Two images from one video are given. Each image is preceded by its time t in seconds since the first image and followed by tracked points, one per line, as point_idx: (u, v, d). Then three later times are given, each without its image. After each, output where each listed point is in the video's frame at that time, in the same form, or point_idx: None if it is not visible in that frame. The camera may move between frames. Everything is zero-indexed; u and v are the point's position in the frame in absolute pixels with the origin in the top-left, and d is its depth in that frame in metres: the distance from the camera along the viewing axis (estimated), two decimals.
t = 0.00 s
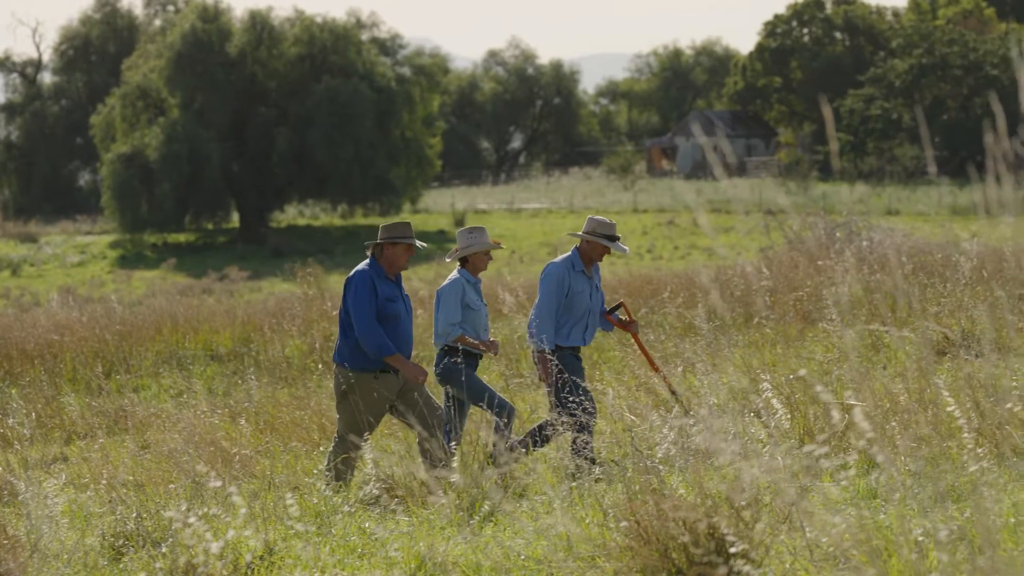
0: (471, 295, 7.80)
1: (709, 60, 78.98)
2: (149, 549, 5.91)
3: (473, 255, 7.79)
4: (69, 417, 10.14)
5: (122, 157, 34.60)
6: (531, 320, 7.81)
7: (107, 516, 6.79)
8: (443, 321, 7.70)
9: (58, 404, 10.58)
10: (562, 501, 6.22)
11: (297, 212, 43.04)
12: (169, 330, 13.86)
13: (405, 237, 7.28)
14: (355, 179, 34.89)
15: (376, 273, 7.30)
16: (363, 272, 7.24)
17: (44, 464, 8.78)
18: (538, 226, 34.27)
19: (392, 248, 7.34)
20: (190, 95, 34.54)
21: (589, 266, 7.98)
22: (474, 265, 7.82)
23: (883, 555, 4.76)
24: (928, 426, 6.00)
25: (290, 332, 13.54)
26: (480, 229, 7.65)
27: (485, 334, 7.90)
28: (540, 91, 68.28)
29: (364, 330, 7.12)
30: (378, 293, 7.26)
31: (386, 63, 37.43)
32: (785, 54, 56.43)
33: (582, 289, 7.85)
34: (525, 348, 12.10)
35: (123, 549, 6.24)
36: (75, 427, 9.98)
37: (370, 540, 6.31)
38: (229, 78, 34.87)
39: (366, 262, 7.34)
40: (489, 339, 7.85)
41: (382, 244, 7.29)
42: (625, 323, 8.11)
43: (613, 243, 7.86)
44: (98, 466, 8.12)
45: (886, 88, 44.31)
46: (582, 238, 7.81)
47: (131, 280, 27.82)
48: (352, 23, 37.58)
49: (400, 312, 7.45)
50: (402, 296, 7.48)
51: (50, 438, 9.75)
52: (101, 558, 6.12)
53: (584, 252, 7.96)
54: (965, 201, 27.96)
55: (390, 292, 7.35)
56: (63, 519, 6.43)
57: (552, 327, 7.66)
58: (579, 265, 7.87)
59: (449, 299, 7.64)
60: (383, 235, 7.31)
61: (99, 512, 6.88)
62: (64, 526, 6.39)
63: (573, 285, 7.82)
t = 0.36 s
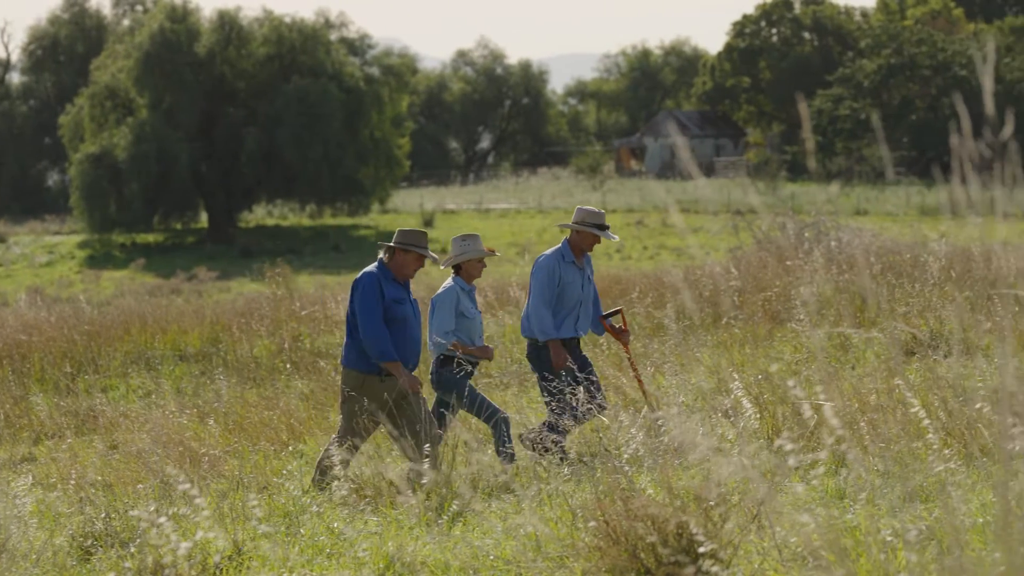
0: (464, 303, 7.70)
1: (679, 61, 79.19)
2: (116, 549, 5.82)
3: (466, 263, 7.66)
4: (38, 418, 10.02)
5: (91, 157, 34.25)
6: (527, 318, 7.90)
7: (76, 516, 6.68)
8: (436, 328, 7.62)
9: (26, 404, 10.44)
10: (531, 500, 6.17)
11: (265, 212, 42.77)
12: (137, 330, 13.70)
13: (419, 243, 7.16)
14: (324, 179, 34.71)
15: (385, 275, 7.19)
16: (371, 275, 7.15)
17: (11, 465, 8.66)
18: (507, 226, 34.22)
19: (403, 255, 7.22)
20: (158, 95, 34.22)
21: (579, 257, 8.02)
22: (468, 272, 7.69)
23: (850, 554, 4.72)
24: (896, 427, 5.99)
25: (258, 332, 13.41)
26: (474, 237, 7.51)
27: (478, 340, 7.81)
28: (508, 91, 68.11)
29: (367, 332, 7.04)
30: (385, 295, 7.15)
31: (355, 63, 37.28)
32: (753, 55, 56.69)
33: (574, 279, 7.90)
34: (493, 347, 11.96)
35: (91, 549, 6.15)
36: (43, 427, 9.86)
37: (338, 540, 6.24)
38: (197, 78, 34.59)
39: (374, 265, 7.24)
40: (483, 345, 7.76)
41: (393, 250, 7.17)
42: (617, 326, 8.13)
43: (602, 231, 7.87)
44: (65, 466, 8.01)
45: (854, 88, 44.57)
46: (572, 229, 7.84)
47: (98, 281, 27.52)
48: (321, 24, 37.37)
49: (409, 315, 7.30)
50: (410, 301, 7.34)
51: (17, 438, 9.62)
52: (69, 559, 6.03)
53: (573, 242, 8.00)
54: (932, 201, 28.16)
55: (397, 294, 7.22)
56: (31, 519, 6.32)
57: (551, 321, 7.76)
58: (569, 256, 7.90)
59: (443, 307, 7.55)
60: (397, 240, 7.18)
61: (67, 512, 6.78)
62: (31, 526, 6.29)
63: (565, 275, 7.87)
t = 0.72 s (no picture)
0: (465, 307, 7.45)
1: (647, 61, 79.44)
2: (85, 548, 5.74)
3: (467, 264, 7.40)
4: (5, 418, 9.89)
5: (59, 157, 33.91)
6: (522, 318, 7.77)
7: (44, 516, 6.59)
8: (437, 332, 7.39)
9: None
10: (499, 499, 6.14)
11: (234, 212, 42.49)
12: (105, 330, 13.55)
13: (431, 234, 7.09)
14: (293, 180, 34.52)
15: (394, 266, 7.12)
16: (381, 264, 7.06)
17: None
18: (476, 226, 34.17)
19: (414, 247, 7.14)
20: (127, 95, 33.93)
21: (573, 258, 7.93)
22: (470, 274, 7.43)
23: (819, 553, 4.69)
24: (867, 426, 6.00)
25: (227, 332, 13.31)
26: (470, 237, 7.31)
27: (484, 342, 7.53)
28: (477, 91, 68.06)
29: (366, 325, 6.96)
30: (392, 285, 7.08)
31: (324, 63, 37.13)
32: (722, 55, 56.95)
33: (568, 279, 7.82)
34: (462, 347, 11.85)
35: (60, 549, 6.06)
36: (12, 427, 9.74)
37: (307, 540, 6.18)
38: (166, 78, 34.33)
39: (385, 255, 7.16)
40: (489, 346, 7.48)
41: (406, 241, 7.09)
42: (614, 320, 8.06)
43: (597, 232, 7.80)
44: (34, 466, 7.90)
45: (823, 88, 44.86)
46: (566, 230, 7.76)
47: (66, 281, 27.22)
48: (290, 24, 37.20)
49: (417, 308, 7.22)
50: (419, 291, 7.26)
51: None
52: (37, 558, 5.94)
53: (566, 244, 7.90)
54: (900, 201, 28.37)
55: (405, 286, 7.15)
56: None
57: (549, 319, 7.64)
58: (562, 257, 7.80)
59: (442, 308, 7.32)
60: (409, 233, 7.12)
61: (36, 512, 6.68)
62: None
63: (558, 276, 7.78)
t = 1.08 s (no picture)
0: (465, 296, 7.50)
1: (615, 62, 79.70)
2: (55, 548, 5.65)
3: (468, 252, 7.51)
4: None
5: (27, 156, 33.50)
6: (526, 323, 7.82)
7: (13, 516, 6.50)
8: (437, 320, 7.45)
9: None
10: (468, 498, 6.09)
11: (203, 211, 42.18)
12: (75, 329, 13.40)
13: (424, 226, 7.04)
14: (263, 179, 34.30)
15: (389, 260, 7.08)
16: (376, 259, 7.03)
17: None
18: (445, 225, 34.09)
19: (410, 240, 7.13)
20: (97, 94, 33.60)
21: (575, 265, 7.94)
22: (471, 262, 7.50)
23: (789, 554, 4.66)
24: (835, 427, 6.01)
25: (196, 332, 13.17)
26: (469, 227, 7.42)
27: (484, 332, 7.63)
28: (447, 90, 67.97)
29: (353, 321, 6.93)
30: (385, 281, 7.03)
31: (293, 63, 36.98)
32: (692, 55, 57.21)
33: (569, 286, 7.85)
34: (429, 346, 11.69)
35: (29, 549, 5.97)
36: None
37: (276, 540, 6.11)
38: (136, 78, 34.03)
39: (381, 249, 7.15)
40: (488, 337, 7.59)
41: (400, 234, 7.07)
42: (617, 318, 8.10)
43: (598, 240, 7.79)
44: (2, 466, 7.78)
45: (792, 88, 45.10)
46: (568, 238, 7.74)
47: (35, 281, 26.88)
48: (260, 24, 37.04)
49: (414, 301, 7.19)
50: (417, 285, 7.23)
51: None
52: (6, 559, 5.85)
53: (569, 251, 7.91)
54: (869, 201, 28.55)
55: (401, 281, 7.11)
56: None
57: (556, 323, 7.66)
58: (564, 264, 7.81)
59: (441, 299, 7.38)
60: (402, 226, 7.09)
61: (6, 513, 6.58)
62: None
63: (560, 283, 7.80)
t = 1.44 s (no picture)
0: (464, 290, 7.53)
1: (584, 61, 79.96)
2: (23, 550, 5.59)
3: (467, 246, 7.55)
4: None
5: None
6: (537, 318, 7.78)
7: None
8: (435, 315, 7.46)
9: None
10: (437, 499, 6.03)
11: (171, 211, 41.83)
12: (43, 330, 13.26)
13: (421, 226, 7.10)
14: (232, 180, 34.03)
15: (386, 262, 7.13)
16: (373, 261, 7.08)
17: None
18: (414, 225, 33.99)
19: (407, 241, 7.18)
20: (65, 94, 33.24)
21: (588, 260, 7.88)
22: (470, 255, 7.56)
23: (758, 554, 4.66)
24: (804, 426, 6.02)
25: (164, 332, 13.05)
26: (471, 219, 7.48)
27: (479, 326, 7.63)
28: (415, 91, 67.80)
29: (352, 324, 6.95)
30: (382, 282, 7.06)
31: (261, 62, 36.75)
32: (661, 55, 57.38)
33: (583, 282, 7.80)
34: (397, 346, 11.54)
35: None
36: None
37: (245, 540, 6.06)
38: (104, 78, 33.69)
39: (378, 251, 7.19)
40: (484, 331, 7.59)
41: (395, 236, 7.13)
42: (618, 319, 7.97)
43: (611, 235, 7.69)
44: None
45: (761, 89, 45.31)
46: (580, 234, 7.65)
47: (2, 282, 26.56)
48: (229, 24, 36.79)
49: (411, 301, 7.19)
50: (414, 286, 7.25)
51: None
52: None
53: (582, 246, 7.83)
54: (837, 201, 28.71)
55: (399, 281, 7.13)
56: None
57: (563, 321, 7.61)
58: (577, 259, 7.77)
59: (441, 292, 7.41)
60: (398, 227, 7.14)
61: None
62: None
63: (573, 279, 7.76)
